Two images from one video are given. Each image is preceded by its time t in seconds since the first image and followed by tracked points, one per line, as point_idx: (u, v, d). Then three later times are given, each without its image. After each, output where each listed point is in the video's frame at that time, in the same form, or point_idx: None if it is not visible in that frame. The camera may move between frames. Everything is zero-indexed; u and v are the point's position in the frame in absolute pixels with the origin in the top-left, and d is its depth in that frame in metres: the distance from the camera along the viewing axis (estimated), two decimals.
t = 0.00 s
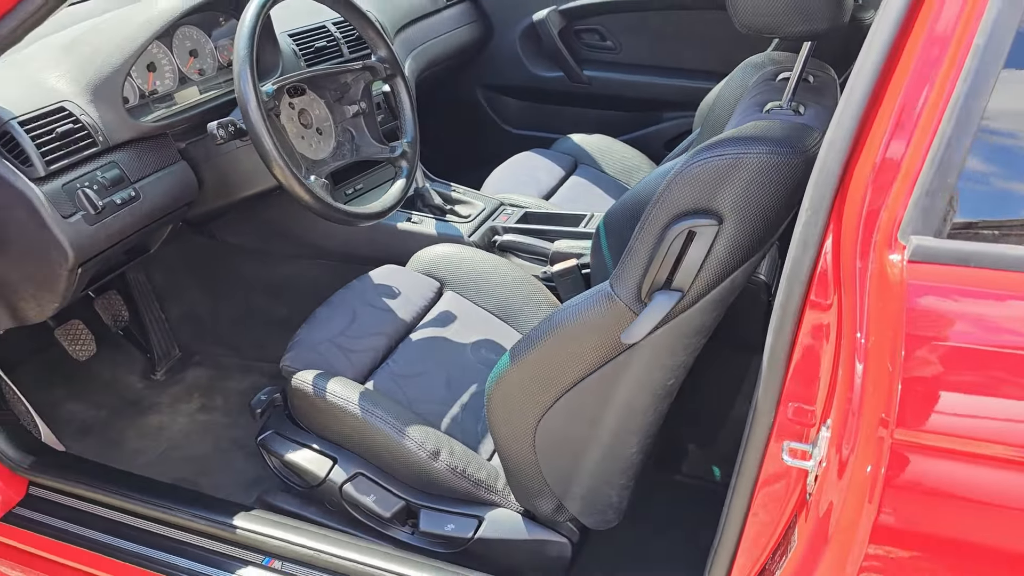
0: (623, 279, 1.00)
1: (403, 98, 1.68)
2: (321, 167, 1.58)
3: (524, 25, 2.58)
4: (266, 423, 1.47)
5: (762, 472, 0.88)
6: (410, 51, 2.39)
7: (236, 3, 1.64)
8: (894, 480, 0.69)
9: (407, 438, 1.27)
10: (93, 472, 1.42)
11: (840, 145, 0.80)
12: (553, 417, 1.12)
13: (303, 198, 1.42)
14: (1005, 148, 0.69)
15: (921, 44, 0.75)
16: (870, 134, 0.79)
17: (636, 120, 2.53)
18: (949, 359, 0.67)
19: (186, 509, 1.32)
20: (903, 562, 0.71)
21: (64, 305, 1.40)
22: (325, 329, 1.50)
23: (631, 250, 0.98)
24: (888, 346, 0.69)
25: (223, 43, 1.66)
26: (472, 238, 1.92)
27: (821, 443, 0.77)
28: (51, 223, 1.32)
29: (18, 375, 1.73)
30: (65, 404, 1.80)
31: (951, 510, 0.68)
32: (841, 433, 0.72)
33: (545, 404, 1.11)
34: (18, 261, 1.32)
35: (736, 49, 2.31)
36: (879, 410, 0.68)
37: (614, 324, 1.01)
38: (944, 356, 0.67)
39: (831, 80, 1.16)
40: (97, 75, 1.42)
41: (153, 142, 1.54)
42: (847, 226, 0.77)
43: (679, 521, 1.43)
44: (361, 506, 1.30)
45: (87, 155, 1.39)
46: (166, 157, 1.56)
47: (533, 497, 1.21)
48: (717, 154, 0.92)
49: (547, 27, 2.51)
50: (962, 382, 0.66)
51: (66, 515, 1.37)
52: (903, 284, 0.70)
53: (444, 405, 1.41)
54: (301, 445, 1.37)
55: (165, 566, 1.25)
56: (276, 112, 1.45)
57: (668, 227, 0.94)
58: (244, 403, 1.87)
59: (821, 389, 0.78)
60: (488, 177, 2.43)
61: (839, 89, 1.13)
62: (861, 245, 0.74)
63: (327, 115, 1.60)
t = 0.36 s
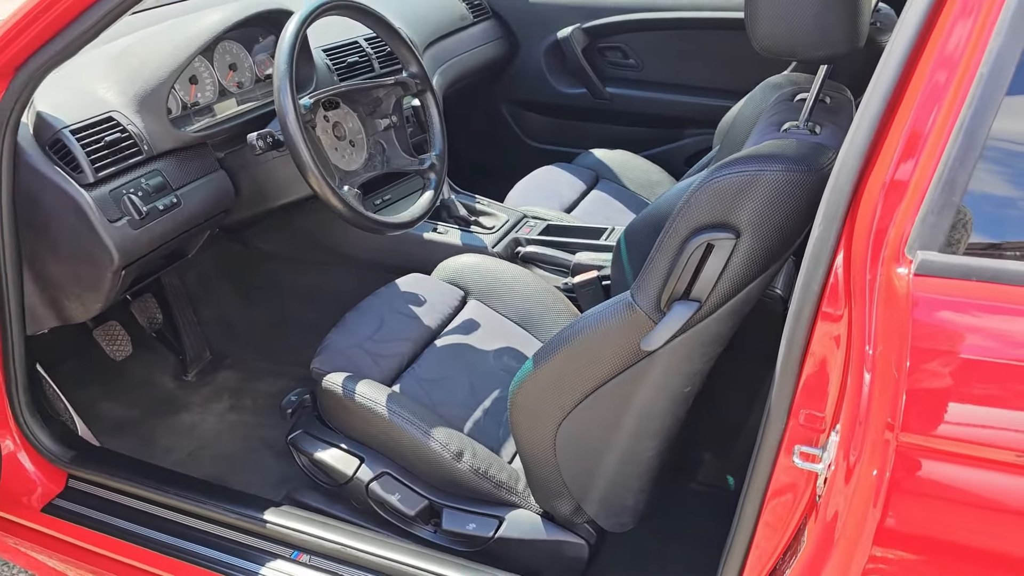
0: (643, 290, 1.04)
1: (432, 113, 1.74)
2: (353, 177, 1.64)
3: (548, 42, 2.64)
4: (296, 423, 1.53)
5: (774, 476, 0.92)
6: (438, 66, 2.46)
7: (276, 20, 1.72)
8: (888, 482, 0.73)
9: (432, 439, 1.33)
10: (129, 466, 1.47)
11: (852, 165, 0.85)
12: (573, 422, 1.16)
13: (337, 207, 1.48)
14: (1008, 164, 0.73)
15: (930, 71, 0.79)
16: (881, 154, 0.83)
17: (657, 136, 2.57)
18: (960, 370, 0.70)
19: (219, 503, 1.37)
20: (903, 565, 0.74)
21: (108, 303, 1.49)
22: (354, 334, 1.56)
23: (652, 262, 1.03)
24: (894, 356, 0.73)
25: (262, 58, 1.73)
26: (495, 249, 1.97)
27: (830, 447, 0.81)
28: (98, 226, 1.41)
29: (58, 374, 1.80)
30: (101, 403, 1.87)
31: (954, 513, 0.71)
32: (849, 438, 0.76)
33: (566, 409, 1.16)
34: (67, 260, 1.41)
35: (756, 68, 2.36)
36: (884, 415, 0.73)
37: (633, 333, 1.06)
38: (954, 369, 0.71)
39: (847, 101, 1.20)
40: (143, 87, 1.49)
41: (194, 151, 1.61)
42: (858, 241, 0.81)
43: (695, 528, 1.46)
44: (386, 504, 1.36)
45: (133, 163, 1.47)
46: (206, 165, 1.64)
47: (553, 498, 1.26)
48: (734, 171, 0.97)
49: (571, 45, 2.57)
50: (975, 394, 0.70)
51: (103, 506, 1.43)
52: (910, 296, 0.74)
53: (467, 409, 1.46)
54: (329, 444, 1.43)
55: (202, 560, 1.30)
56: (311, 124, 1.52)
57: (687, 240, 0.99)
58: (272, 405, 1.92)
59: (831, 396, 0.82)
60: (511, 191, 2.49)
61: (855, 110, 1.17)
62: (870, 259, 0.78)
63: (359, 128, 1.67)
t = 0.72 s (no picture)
0: (662, 305, 1.11)
1: (461, 135, 1.82)
2: (386, 196, 1.74)
3: (569, 67, 2.73)
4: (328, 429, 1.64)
5: (783, 482, 0.98)
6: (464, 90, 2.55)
7: (315, 48, 1.86)
8: (887, 486, 0.80)
9: (458, 445, 1.40)
10: (170, 468, 1.53)
11: (859, 189, 0.91)
12: (594, 430, 1.23)
13: (371, 223, 1.56)
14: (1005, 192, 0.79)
15: (932, 104, 0.85)
16: (887, 180, 0.89)
17: (674, 158, 2.65)
18: (965, 386, 0.76)
19: (255, 504, 1.44)
20: (908, 569, 0.81)
21: (155, 311, 1.58)
22: (384, 344, 1.64)
23: (671, 279, 1.10)
24: (898, 369, 0.79)
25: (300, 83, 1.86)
26: (517, 266, 2.04)
27: (837, 453, 0.88)
28: (150, 239, 1.52)
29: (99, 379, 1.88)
30: (139, 408, 1.94)
31: (952, 518, 0.77)
32: (855, 446, 0.83)
33: (588, 418, 1.22)
34: (118, 272, 1.52)
35: (771, 94, 2.43)
36: (885, 423, 0.80)
37: (653, 346, 1.12)
38: (961, 385, 0.76)
39: (857, 129, 1.27)
40: (193, 110, 1.62)
41: (237, 170, 1.74)
42: (864, 260, 0.87)
43: (709, 537, 1.51)
44: (413, 507, 1.43)
45: (182, 180, 1.60)
46: (247, 183, 1.76)
47: (574, 503, 1.32)
48: (749, 197, 1.04)
49: (592, 69, 2.67)
50: (982, 409, 0.75)
51: (146, 506, 1.49)
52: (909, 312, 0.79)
53: (491, 418, 1.53)
54: (359, 449, 1.52)
55: (242, 559, 1.37)
56: (349, 145, 1.60)
57: (705, 260, 1.06)
58: (302, 413, 2.00)
59: (839, 406, 0.89)
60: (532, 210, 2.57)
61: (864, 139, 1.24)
62: (876, 277, 0.84)
63: (392, 149, 1.77)
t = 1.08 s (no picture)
0: (674, 325, 1.16)
1: (482, 160, 1.89)
2: (409, 219, 1.82)
3: (587, 93, 2.81)
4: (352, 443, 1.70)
5: (789, 494, 1.03)
6: (484, 115, 2.63)
7: (343, 76, 1.94)
8: (885, 498, 0.84)
9: (478, 458, 1.46)
10: (201, 478, 1.60)
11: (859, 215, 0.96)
12: (609, 445, 1.28)
13: (395, 244, 1.63)
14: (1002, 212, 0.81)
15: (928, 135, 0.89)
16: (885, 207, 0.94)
17: (689, 182, 2.70)
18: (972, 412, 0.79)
19: (283, 514, 1.50)
20: None
21: (189, 326, 1.65)
22: (406, 361, 1.70)
23: (683, 300, 1.15)
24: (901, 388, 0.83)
25: (328, 110, 1.94)
26: (535, 286, 2.10)
27: (840, 467, 0.92)
28: (189, 259, 1.60)
29: (132, 392, 1.95)
30: (168, 421, 2.01)
31: (952, 533, 0.81)
32: (857, 460, 0.87)
33: (603, 432, 1.27)
34: (156, 289, 1.59)
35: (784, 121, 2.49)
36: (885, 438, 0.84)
37: (666, 363, 1.17)
38: (967, 405, 0.79)
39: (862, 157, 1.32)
40: (228, 136, 1.71)
41: (267, 194, 1.82)
42: (865, 283, 0.92)
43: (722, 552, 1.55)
44: (434, 518, 1.48)
45: (217, 203, 1.68)
46: (277, 206, 1.84)
47: (589, 515, 1.36)
48: (757, 221, 1.09)
49: (608, 95, 2.72)
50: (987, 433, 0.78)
51: (177, 514, 1.55)
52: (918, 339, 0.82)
53: (510, 432, 1.58)
54: (382, 461, 1.58)
55: (271, 565, 1.42)
56: (376, 170, 1.67)
57: (715, 282, 1.11)
58: (325, 427, 2.06)
59: (841, 421, 0.93)
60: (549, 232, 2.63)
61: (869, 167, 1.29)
62: (875, 299, 0.89)
63: (416, 174, 1.85)
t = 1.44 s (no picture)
0: (685, 343, 1.19)
1: (500, 180, 1.94)
2: (429, 237, 1.87)
3: (606, 111, 2.85)
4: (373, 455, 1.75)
5: (796, 508, 1.05)
6: (504, 134, 2.68)
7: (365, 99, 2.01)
8: (887, 511, 0.85)
9: (495, 471, 1.50)
10: (228, 489, 1.65)
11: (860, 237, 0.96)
12: (622, 460, 1.31)
13: (415, 262, 1.68)
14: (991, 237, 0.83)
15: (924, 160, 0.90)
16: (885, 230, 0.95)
17: (708, 199, 2.73)
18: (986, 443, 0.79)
19: (306, 524, 1.55)
20: None
21: (216, 342, 1.70)
22: (426, 376, 1.74)
23: (692, 320, 1.18)
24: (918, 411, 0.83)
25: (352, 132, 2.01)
26: (553, 302, 2.14)
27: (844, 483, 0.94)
28: (216, 276, 1.66)
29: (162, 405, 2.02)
30: (196, 432, 2.08)
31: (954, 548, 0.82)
32: (859, 476, 0.89)
33: (616, 447, 1.30)
34: (185, 306, 1.66)
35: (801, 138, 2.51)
36: (885, 454, 0.85)
37: (677, 380, 1.20)
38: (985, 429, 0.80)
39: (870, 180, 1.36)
40: (255, 158, 1.77)
41: (292, 214, 1.88)
42: (867, 303, 0.93)
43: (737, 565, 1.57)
44: (451, 529, 1.52)
45: (245, 223, 1.74)
46: (302, 226, 1.90)
47: (602, 528, 1.39)
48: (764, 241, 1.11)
49: (627, 113, 2.77)
50: (1009, 461, 0.79)
51: (204, 524, 1.60)
52: (934, 361, 0.83)
53: (526, 445, 1.63)
54: (402, 473, 1.62)
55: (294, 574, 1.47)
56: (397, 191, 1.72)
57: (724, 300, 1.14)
58: (348, 439, 2.11)
59: (846, 438, 0.95)
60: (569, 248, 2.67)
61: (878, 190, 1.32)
62: (877, 320, 0.90)
63: (436, 194, 1.91)
